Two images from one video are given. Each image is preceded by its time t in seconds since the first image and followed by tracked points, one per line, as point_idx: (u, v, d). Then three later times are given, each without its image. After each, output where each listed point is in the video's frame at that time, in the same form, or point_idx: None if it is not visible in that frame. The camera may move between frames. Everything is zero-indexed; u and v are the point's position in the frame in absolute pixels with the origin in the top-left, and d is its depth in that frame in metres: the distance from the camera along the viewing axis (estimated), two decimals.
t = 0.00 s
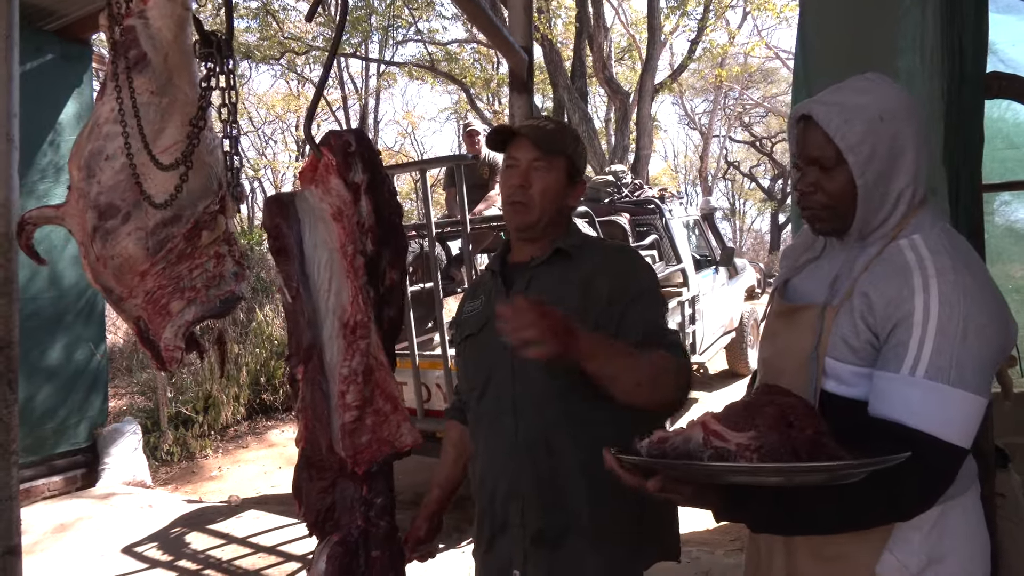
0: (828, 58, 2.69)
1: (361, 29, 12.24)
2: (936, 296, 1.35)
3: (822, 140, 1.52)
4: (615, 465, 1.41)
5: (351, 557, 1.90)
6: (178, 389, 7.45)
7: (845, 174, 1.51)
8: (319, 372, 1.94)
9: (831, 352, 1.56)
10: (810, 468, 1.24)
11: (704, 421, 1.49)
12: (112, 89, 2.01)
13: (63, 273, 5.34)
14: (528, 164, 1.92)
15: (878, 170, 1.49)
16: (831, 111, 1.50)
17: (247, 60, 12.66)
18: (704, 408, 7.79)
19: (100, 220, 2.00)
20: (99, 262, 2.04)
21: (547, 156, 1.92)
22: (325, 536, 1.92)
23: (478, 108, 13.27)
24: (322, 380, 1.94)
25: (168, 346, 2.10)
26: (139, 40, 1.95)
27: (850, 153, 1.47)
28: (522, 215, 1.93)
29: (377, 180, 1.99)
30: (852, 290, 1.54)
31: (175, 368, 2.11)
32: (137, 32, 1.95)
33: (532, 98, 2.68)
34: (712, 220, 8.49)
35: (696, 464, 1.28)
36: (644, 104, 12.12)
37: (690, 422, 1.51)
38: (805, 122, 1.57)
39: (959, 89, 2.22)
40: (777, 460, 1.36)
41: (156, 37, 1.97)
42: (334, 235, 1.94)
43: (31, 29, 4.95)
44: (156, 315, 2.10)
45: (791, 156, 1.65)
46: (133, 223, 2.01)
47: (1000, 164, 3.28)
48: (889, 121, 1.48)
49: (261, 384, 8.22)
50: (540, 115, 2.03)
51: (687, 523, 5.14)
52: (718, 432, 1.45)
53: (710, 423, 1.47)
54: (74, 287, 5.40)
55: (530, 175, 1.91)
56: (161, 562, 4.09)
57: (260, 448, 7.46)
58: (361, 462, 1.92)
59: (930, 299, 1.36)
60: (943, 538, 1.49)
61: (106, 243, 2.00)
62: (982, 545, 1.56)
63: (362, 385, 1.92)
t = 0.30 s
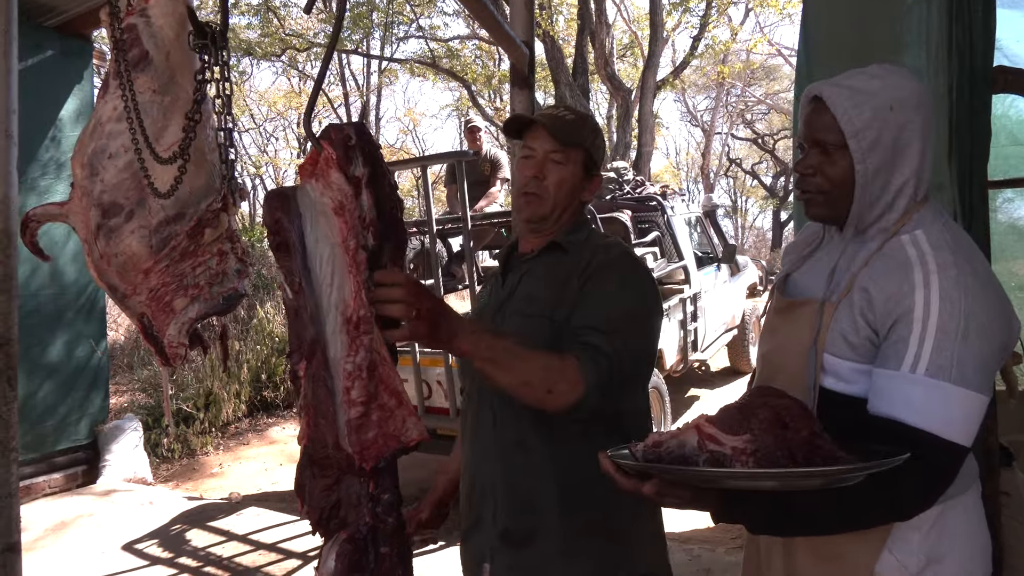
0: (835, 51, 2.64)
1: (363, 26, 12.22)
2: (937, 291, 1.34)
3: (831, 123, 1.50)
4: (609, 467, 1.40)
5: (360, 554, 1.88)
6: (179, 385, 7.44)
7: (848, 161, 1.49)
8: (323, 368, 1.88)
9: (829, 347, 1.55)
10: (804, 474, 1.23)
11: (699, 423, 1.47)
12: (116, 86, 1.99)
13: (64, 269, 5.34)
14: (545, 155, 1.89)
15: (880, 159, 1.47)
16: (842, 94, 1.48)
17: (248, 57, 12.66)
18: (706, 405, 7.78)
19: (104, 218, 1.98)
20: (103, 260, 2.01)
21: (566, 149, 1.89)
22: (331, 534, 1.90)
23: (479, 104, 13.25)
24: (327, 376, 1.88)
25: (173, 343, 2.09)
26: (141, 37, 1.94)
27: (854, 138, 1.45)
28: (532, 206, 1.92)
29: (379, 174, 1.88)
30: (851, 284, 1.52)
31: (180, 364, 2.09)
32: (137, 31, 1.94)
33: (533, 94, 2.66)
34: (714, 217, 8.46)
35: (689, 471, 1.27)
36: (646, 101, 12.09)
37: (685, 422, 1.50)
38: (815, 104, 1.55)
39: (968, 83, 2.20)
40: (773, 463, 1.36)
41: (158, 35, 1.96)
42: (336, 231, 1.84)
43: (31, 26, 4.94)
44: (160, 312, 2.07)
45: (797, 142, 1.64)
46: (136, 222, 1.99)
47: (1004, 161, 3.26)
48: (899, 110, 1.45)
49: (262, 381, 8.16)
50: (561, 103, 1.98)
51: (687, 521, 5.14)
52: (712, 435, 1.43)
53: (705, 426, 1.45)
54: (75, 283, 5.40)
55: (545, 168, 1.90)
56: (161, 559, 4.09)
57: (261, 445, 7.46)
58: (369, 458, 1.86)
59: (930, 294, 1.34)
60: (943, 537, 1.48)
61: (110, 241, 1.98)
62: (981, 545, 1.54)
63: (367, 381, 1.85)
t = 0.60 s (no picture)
0: (839, 42, 2.58)
1: (363, 22, 12.19)
2: (941, 285, 1.32)
3: (837, 112, 1.48)
4: (608, 467, 1.38)
5: (351, 554, 1.87)
6: (180, 383, 7.43)
7: (852, 152, 1.47)
8: (306, 365, 1.80)
9: (830, 342, 1.53)
10: (811, 475, 1.22)
11: (699, 424, 1.45)
12: (106, 83, 1.97)
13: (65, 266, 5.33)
14: (550, 151, 1.88)
15: (886, 151, 1.45)
16: (851, 83, 1.46)
17: (249, 54, 12.63)
18: (708, 402, 7.76)
19: (93, 215, 1.95)
20: (92, 257, 1.98)
21: (571, 143, 1.87)
22: (322, 534, 1.86)
23: (480, 101, 13.21)
24: (310, 373, 1.79)
25: (161, 342, 2.01)
26: (131, 33, 1.93)
27: (860, 128, 1.43)
28: (538, 202, 1.91)
29: (366, 168, 1.82)
30: (853, 278, 1.50)
31: (168, 364, 2.03)
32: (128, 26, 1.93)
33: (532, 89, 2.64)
34: (715, 213, 8.43)
35: (694, 475, 1.26)
36: (647, 97, 12.04)
37: (684, 422, 1.48)
38: (824, 92, 1.53)
39: (974, 80, 2.25)
40: (777, 464, 1.35)
41: (148, 30, 1.94)
42: (322, 226, 1.73)
43: (30, 23, 4.92)
44: (149, 310, 2.01)
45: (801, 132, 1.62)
46: (125, 219, 1.96)
47: (1006, 156, 3.24)
48: (908, 102, 1.43)
49: (262, 378, 8.16)
50: (567, 92, 1.95)
51: (688, 518, 5.12)
52: (713, 436, 1.42)
53: (705, 426, 1.44)
54: (75, 281, 5.39)
55: (550, 163, 1.88)
56: (161, 556, 4.09)
57: (262, 443, 7.46)
58: (349, 457, 1.76)
59: (933, 288, 1.32)
60: (945, 536, 1.46)
61: (99, 238, 1.95)
62: (983, 545, 1.52)
63: (351, 379, 1.76)
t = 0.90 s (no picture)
0: (840, 37, 2.56)
1: (364, 19, 12.17)
2: (943, 280, 1.30)
3: (838, 107, 1.47)
4: (605, 462, 1.37)
5: (326, 550, 1.80)
6: (181, 381, 7.43)
7: (854, 147, 1.46)
8: (290, 364, 1.75)
9: (830, 338, 1.52)
10: (811, 467, 1.21)
11: (697, 418, 1.44)
12: (88, 76, 1.95)
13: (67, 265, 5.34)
14: (524, 158, 1.87)
15: (887, 146, 1.43)
16: (852, 77, 1.45)
17: (250, 51, 12.62)
18: (709, 399, 7.75)
19: (73, 211, 1.95)
20: (72, 253, 1.97)
21: (540, 146, 1.84)
22: (298, 530, 1.81)
23: (481, 98, 13.19)
24: (293, 373, 1.75)
25: (140, 341, 1.96)
26: (115, 27, 1.91)
27: (861, 123, 1.42)
28: (529, 210, 1.93)
29: (359, 166, 1.75)
30: (853, 274, 1.49)
31: (148, 364, 1.96)
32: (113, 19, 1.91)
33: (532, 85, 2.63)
34: (717, 210, 8.42)
35: (691, 467, 1.25)
36: (649, 94, 12.01)
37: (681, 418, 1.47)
38: (826, 88, 1.52)
39: (977, 74, 2.26)
40: (773, 457, 1.34)
41: (134, 24, 1.93)
42: (312, 226, 1.69)
43: (30, 21, 4.92)
44: (128, 308, 1.96)
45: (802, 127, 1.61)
46: (106, 215, 1.96)
47: (1009, 152, 3.23)
48: (911, 96, 1.41)
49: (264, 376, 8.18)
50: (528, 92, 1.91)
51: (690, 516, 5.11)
52: (711, 430, 1.40)
53: (704, 421, 1.42)
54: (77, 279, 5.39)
55: (528, 169, 1.87)
56: (162, 554, 4.08)
57: (263, 440, 7.46)
58: (330, 458, 1.70)
59: (935, 284, 1.31)
60: (945, 534, 1.45)
61: (79, 234, 1.95)
62: (983, 545, 1.51)
63: (334, 380, 1.70)
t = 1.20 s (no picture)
0: (840, 34, 2.57)
1: (365, 16, 12.14)
2: (944, 275, 1.30)
3: (839, 103, 1.47)
4: (604, 459, 1.37)
5: (328, 537, 1.79)
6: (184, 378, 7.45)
7: (854, 143, 1.46)
8: (280, 356, 1.72)
9: (831, 334, 1.52)
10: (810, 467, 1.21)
11: (693, 417, 1.44)
12: (76, 68, 1.95)
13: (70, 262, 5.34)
14: (503, 150, 1.85)
15: (887, 141, 1.43)
16: (852, 72, 1.44)
17: (251, 49, 12.61)
18: (711, 396, 7.76)
19: (56, 205, 1.94)
20: (55, 247, 1.97)
21: (517, 137, 1.82)
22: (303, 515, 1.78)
23: (483, 95, 13.17)
24: (282, 364, 1.72)
25: (122, 339, 1.96)
26: (104, 18, 1.90)
27: (860, 118, 1.42)
28: (513, 203, 1.91)
29: (364, 164, 1.75)
30: (855, 271, 1.49)
31: (128, 363, 1.96)
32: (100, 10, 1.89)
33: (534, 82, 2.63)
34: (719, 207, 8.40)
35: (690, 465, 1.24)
36: (652, 90, 11.98)
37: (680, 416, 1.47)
38: (826, 84, 1.51)
39: (975, 70, 2.24)
40: (774, 456, 1.34)
41: (121, 16, 1.91)
42: (311, 223, 1.67)
43: (31, 19, 4.92)
44: (110, 305, 1.97)
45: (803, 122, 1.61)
46: (89, 208, 1.96)
47: (1012, 148, 3.22)
48: (911, 91, 1.41)
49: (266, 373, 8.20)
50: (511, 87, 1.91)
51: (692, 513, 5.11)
52: (709, 429, 1.40)
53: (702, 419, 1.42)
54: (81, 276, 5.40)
55: (509, 162, 1.86)
56: (166, 550, 4.09)
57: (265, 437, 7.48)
58: (306, 452, 1.70)
59: (936, 279, 1.31)
60: (946, 532, 1.45)
61: (62, 228, 1.94)
62: (986, 542, 1.51)
63: (321, 375, 1.66)
